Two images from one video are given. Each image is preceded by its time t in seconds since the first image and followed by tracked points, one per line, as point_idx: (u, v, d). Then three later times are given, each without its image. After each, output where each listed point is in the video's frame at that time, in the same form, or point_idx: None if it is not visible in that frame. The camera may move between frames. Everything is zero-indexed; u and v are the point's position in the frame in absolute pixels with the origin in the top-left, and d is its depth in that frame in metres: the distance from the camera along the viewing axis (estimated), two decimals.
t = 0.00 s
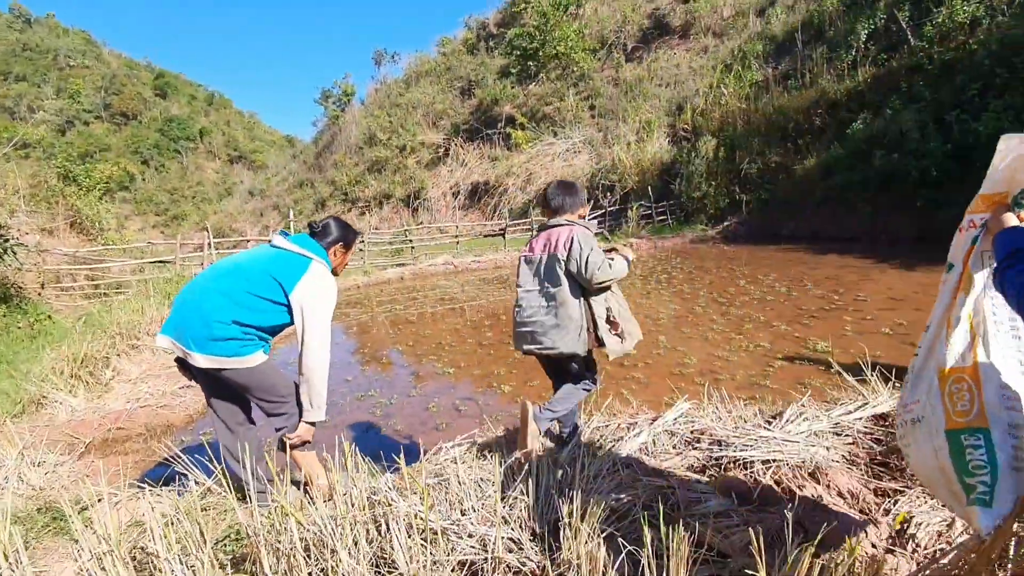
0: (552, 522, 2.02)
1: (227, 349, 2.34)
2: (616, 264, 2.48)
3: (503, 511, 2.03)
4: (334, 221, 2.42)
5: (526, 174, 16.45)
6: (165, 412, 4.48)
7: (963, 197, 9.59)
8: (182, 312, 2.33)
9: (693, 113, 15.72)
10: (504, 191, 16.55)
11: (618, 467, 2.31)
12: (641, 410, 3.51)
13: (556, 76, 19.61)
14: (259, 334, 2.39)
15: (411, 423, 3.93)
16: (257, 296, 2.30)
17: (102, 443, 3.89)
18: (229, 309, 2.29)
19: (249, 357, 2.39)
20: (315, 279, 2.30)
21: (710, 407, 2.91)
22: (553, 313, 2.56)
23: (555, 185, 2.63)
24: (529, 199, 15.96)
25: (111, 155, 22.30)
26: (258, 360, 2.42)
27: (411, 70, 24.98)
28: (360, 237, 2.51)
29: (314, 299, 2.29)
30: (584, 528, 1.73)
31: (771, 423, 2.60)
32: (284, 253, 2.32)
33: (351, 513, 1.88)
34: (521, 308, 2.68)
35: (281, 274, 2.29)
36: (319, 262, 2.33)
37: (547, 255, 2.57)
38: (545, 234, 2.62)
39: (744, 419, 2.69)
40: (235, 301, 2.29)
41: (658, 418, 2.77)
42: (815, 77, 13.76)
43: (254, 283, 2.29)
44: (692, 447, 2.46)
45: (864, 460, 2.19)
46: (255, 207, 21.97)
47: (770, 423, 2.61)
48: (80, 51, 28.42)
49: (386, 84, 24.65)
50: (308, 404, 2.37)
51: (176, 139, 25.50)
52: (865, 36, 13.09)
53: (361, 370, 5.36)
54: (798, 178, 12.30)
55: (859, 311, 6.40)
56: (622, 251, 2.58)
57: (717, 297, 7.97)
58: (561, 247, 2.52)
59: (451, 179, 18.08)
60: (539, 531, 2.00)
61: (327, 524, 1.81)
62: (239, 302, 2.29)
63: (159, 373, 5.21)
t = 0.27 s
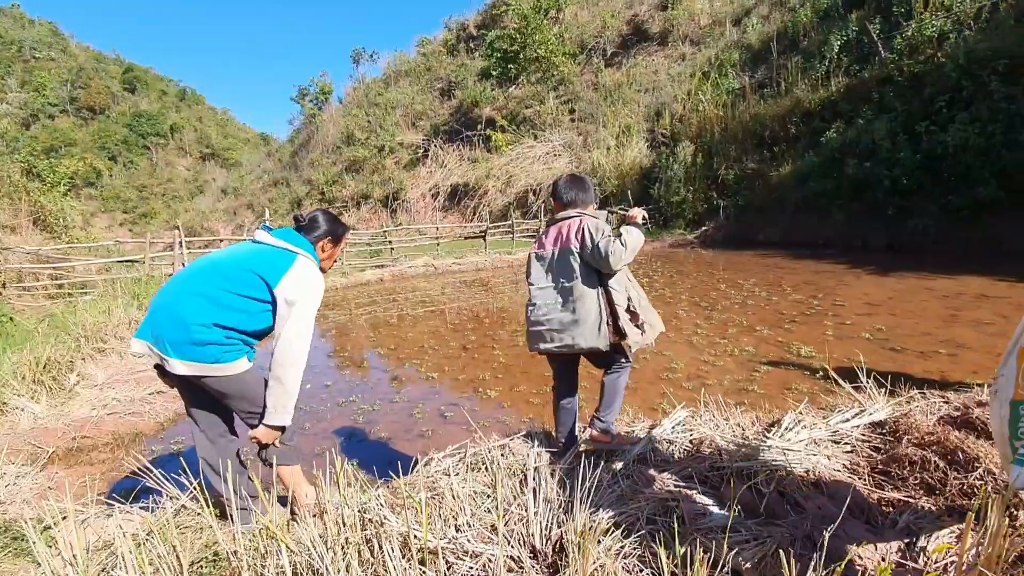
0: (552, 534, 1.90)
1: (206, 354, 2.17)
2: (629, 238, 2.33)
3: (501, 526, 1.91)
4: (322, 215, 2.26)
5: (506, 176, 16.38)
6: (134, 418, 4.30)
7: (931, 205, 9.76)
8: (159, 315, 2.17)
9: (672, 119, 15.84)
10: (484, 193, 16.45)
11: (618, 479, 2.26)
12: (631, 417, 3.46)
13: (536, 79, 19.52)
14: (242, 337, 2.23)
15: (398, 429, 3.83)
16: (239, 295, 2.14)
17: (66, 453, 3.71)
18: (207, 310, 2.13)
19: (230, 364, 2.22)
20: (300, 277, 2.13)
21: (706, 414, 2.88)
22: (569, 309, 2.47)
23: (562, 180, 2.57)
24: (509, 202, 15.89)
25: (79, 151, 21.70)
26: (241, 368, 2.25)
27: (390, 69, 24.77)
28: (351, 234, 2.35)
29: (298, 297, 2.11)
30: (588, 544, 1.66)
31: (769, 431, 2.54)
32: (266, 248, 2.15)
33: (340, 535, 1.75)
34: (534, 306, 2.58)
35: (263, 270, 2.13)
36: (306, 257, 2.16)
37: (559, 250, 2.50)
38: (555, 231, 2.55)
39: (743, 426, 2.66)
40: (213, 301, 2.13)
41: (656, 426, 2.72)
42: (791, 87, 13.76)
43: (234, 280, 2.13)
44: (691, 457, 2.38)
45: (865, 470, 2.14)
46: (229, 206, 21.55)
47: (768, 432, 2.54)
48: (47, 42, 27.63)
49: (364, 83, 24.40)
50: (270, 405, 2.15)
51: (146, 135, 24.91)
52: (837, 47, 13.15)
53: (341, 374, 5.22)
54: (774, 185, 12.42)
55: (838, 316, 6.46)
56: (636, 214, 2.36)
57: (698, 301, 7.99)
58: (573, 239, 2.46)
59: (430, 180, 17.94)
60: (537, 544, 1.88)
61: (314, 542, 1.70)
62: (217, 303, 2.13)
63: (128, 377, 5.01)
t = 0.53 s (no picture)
0: (554, 547, 1.82)
1: (187, 362, 1.96)
2: (667, 225, 2.11)
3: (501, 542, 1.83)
4: (311, 209, 2.14)
5: (489, 177, 16.26)
6: (106, 426, 4.14)
7: (906, 209, 9.89)
8: (137, 320, 1.97)
9: (654, 121, 15.91)
10: (466, 193, 16.32)
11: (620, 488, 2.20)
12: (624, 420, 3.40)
13: (518, 80, 19.46)
14: (227, 343, 2.03)
15: (387, 434, 3.74)
16: (221, 296, 1.95)
17: (33, 464, 3.54)
18: (187, 312, 1.94)
19: (212, 372, 2.00)
20: (287, 274, 1.97)
21: (704, 417, 2.83)
22: (603, 311, 2.22)
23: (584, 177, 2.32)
24: (491, 202, 15.79)
25: (48, 147, 21.14)
26: (227, 375, 2.03)
27: (371, 68, 24.53)
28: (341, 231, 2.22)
29: (286, 297, 1.97)
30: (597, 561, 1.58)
31: (769, 437, 2.51)
32: (250, 245, 1.99)
33: (336, 555, 1.65)
34: (562, 310, 2.32)
35: (248, 267, 1.95)
36: (293, 252, 2.01)
37: (588, 248, 2.26)
38: (582, 228, 2.31)
39: (743, 430, 2.63)
40: (194, 303, 1.94)
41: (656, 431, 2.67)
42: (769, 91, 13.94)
43: (215, 279, 1.94)
44: (692, 465, 2.34)
45: (867, 474, 2.11)
46: (205, 205, 21.15)
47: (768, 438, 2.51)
48: (15, 36, 26.90)
49: (344, 82, 24.12)
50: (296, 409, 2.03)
51: (118, 131, 24.34)
52: (815, 52, 13.27)
53: (325, 378, 5.10)
54: (754, 187, 12.52)
55: (821, 317, 6.50)
56: (662, 198, 2.18)
57: (682, 302, 7.98)
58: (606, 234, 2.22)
59: (412, 180, 17.77)
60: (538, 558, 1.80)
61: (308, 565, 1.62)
62: (198, 304, 1.94)
63: (100, 383, 4.83)
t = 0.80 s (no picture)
0: (534, 553, 1.83)
1: (145, 362, 1.85)
2: (682, 206, 2.05)
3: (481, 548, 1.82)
4: (283, 198, 2.06)
5: (467, 175, 16.16)
6: (65, 427, 3.99)
7: (872, 214, 10.08)
8: (91, 317, 1.85)
9: (632, 123, 16.02)
10: (444, 191, 16.21)
11: (600, 489, 2.20)
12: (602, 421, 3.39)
13: (497, 79, 19.41)
14: (189, 342, 1.92)
15: (361, 436, 3.68)
16: (182, 292, 1.85)
17: None
18: (147, 308, 1.82)
19: (172, 373, 1.89)
20: (256, 266, 1.88)
21: (683, 417, 2.84)
22: (614, 307, 2.16)
23: (588, 169, 2.25)
24: (469, 200, 15.72)
25: (10, 136, 20.44)
26: (190, 376, 1.94)
27: (348, 62, 24.25)
28: (314, 220, 2.15)
29: (261, 288, 1.90)
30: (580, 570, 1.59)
31: (748, 435, 2.54)
32: (211, 238, 1.89)
33: (310, 566, 1.61)
34: (570, 307, 2.25)
35: (212, 261, 1.85)
36: (261, 243, 1.92)
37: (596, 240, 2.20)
38: (589, 221, 2.25)
39: (723, 429, 2.64)
40: (153, 299, 1.83)
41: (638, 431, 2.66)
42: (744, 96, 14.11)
43: (175, 273, 1.84)
44: (673, 465, 2.36)
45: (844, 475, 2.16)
46: (175, 198, 20.68)
47: (746, 436, 2.55)
48: None
49: (320, 76, 23.79)
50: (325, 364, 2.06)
51: (83, 121, 23.65)
52: (788, 59, 13.48)
53: (299, 377, 5.00)
54: (729, 190, 12.67)
55: (794, 319, 6.59)
56: (661, 174, 2.09)
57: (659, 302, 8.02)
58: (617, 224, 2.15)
59: (388, 177, 17.60)
60: (518, 562, 1.81)
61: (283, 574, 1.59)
62: (158, 300, 1.83)
63: (59, 381, 4.66)
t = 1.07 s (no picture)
0: (522, 563, 1.78)
1: (104, 369, 1.77)
2: (682, 192, 1.98)
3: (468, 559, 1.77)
4: (259, 193, 1.99)
5: (451, 174, 16.06)
6: (32, 433, 3.86)
7: (852, 215, 10.18)
8: (49, 320, 1.77)
9: (616, 124, 16.04)
10: (428, 190, 16.10)
11: (591, 494, 2.16)
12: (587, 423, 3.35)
13: (481, 78, 19.35)
14: (154, 346, 1.84)
15: (340, 440, 3.61)
16: (145, 293, 1.77)
17: None
18: (109, 310, 1.74)
19: (135, 379, 1.82)
20: (226, 266, 1.81)
21: (672, 419, 2.80)
22: (616, 307, 2.12)
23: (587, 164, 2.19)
24: (453, 200, 15.62)
25: None
26: (156, 382, 1.86)
27: (331, 60, 24.00)
28: (294, 217, 2.07)
29: (228, 290, 1.82)
30: None
31: (738, 438, 2.52)
32: (181, 236, 1.82)
33: None
34: (571, 308, 2.21)
35: (179, 260, 1.78)
36: (233, 241, 1.85)
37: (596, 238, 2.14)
38: (587, 218, 2.20)
39: (713, 433, 2.61)
40: (113, 301, 1.75)
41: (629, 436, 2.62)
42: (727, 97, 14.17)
43: (139, 273, 1.76)
44: (665, 470, 2.33)
45: (835, 476, 2.15)
46: (153, 196, 20.31)
47: (737, 439, 2.53)
48: None
49: (302, 73, 23.52)
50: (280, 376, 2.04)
51: (58, 117, 23.14)
52: (769, 62, 13.62)
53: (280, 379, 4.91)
54: (713, 191, 12.73)
55: (777, 318, 6.63)
56: (661, 158, 2.10)
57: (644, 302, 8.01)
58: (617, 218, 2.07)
59: (371, 175, 17.44)
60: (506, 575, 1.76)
61: None
62: (119, 303, 1.75)
63: (27, 386, 4.51)
